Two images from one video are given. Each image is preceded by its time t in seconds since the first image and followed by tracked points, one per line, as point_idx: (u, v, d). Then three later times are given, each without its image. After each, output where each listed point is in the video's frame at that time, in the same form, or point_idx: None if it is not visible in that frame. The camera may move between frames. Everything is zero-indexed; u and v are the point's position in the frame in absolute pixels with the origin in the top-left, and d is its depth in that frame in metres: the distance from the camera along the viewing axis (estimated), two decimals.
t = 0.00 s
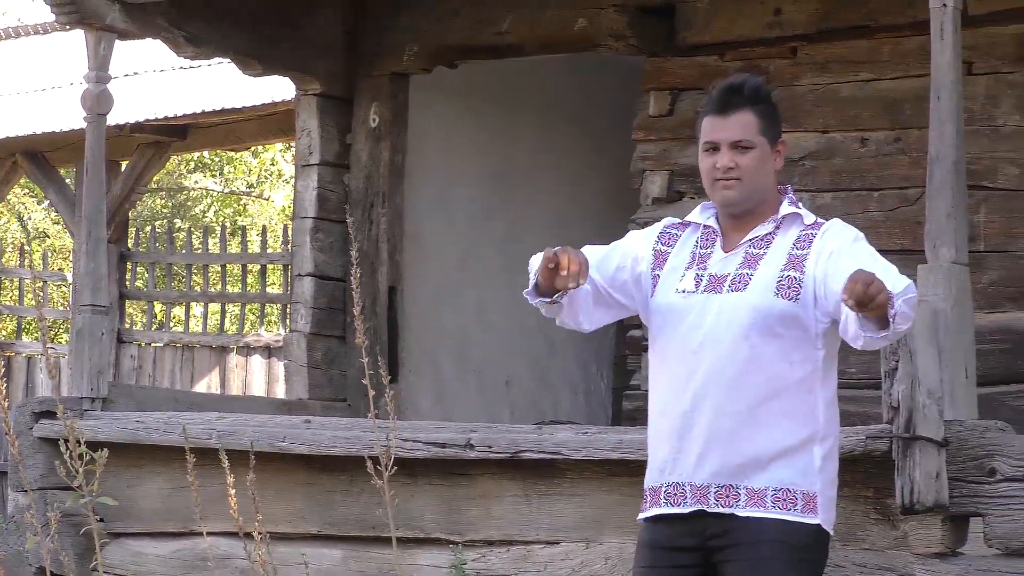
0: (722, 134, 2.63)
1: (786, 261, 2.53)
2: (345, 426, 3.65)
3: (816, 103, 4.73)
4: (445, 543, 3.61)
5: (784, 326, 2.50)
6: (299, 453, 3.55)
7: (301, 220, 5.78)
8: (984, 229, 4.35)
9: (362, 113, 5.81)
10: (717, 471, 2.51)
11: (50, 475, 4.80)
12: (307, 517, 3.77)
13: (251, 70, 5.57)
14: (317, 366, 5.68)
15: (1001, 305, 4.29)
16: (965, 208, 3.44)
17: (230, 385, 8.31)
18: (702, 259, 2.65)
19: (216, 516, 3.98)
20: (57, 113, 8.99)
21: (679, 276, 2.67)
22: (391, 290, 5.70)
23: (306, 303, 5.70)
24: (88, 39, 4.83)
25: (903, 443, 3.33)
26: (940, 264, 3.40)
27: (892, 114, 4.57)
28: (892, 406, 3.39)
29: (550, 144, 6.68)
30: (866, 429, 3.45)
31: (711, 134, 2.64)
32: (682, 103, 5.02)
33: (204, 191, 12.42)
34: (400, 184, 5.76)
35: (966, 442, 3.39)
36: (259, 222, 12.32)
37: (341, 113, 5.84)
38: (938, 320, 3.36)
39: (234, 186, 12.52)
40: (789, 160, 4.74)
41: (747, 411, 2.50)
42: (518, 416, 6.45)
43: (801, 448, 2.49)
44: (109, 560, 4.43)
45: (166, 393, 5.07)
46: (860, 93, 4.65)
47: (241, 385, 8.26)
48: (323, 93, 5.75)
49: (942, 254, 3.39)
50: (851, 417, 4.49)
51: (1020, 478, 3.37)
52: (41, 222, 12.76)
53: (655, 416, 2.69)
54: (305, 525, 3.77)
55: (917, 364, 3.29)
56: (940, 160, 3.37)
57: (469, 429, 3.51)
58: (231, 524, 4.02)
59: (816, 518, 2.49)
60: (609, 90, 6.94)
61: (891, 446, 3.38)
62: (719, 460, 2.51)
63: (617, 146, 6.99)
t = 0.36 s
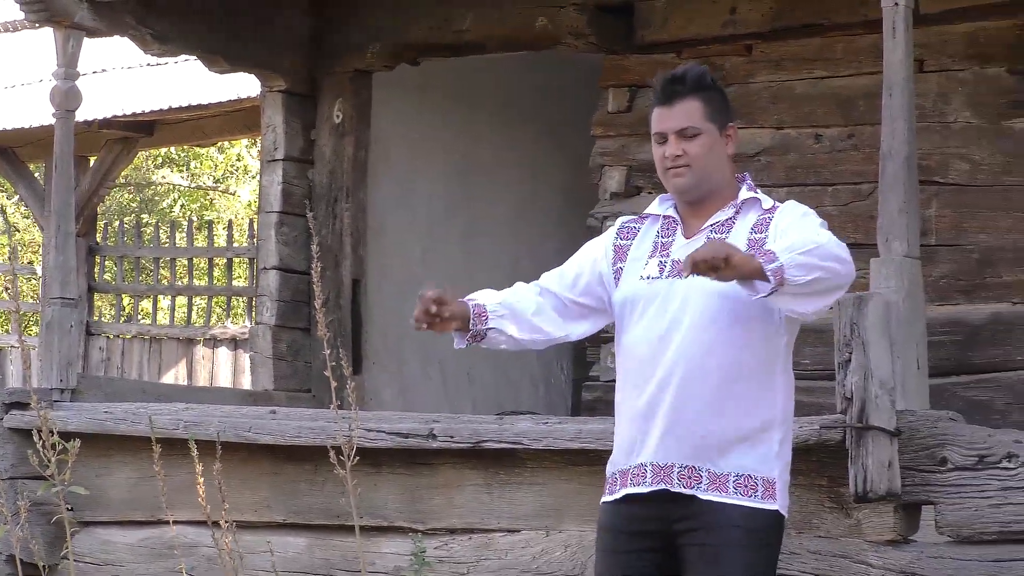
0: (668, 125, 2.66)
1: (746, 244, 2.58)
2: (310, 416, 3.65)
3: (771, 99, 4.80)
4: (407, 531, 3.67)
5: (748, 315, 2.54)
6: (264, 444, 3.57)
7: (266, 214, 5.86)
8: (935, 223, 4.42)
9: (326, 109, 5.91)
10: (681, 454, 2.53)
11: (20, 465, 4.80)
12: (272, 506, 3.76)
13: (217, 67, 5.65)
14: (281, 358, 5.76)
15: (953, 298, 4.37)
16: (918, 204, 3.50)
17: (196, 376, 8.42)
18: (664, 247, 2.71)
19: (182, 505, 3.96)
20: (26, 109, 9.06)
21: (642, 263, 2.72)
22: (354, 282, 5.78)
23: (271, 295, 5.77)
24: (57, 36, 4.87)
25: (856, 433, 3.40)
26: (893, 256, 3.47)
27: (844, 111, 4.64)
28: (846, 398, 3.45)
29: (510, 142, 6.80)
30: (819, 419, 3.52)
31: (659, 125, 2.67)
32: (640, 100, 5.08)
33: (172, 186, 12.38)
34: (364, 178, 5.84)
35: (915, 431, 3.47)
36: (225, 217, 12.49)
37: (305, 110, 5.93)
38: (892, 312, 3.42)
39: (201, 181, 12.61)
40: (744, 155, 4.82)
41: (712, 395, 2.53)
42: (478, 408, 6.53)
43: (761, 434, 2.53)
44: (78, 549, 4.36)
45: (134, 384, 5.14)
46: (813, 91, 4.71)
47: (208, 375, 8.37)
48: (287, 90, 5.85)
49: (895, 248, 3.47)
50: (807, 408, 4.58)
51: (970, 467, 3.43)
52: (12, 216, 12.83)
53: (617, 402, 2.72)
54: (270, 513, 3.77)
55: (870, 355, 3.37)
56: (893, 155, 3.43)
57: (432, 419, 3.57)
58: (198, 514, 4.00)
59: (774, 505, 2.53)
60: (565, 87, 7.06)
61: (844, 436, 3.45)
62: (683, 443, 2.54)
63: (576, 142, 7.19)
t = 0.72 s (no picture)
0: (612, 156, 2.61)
1: (702, 238, 2.60)
2: (281, 406, 3.70)
3: (732, 96, 4.90)
4: (375, 519, 3.73)
5: (704, 304, 2.57)
6: (234, 433, 3.62)
7: (238, 209, 5.92)
8: (893, 217, 4.50)
9: (297, 105, 5.97)
10: (643, 444, 2.57)
11: None
12: (243, 494, 3.79)
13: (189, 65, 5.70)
14: (253, 349, 5.81)
15: (910, 290, 4.45)
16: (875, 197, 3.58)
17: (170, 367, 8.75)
18: (627, 238, 2.73)
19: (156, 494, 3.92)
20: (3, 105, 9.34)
21: (607, 255, 2.75)
22: (325, 275, 5.85)
23: (242, 288, 5.83)
24: (32, 33, 4.96)
25: (815, 422, 3.46)
26: (852, 250, 3.55)
27: (804, 108, 4.75)
28: (804, 386, 3.52)
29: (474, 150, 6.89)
30: (780, 408, 3.58)
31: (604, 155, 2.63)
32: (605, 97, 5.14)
33: (145, 181, 12.85)
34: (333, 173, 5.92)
35: (874, 421, 3.57)
36: (198, 210, 12.83)
37: (276, 105, 6.00)
38: (850, 305, 3.50)
39: (174, 175, 13.09)
40: (705, 151, 4.91)
41: (671, 386, 2.56)
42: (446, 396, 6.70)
43: (722, 420, 2.56)
44: (52, 537, 4.26)
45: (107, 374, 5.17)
46: (772, 87, 4.82)
47: (181, 366, 8.65)
48: (258, 86, 5.88)
49: (852, 241, 3.54)
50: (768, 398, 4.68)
51: (927, 457, 3.51)
52: None
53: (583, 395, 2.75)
54: (241, 501, 3.79)
55: (830, 346, 3.44)
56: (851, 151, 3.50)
57: (400, 409, 3.63)
58: (172, 502, 3.96)
59: (738, 488, 2.55)
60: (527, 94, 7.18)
61: (804, 426, 3.51)
62: (645, 433, 2.57)
63: (538, 136, 7.31)
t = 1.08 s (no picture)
0: (562, 182, 2.62)
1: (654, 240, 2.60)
2: (255, 397, 3.78)
3: (696, 91, 4.99)
4: (347, 506, 3.80)
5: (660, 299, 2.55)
6: (207, 422, 3.68)
7: (211, 201, 5.97)
8: (852, 210, 4.59)
9: (269, 98, 6.04)
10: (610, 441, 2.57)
11: None
12: (216, 480, 3.85)
13: (164, 60, 5.76)
14: (226, 339, 5.86)
15: (870, 281, 4.55)
16: (836, 189, 3.65)
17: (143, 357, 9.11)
18: (587, 244, 2.74)
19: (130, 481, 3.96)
20: None
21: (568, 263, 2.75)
22: (296, 267, 5.94)
23: (215, 279, 5.88)
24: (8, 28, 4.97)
25: (777, 410, 3.52)
26: (812, 241, 3.62)
27: (766, 102, 4.85)
28: (766, 374, 3.57)
29: (445, 149, 7.01)
30: (743, 396, 3.64)
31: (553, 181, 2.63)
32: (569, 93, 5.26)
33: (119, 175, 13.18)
34: (305, 165, 6.02)
35: (834, 409, 3.62)
36: (170, 202, 13.41)
37: (249, 99, 6.06)
38: (811, 295, 3.56)
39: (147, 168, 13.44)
40: (670, 145, 5.00)
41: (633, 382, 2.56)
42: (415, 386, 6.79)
43: (687, 411, 2.54)
44: (29, 523, 4.30)
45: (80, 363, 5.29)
46: (737, 82, 4.91)
47: (155, 355, 9.04)
48: (231, 81, 5.95)
49: (814, 233, 3.62)
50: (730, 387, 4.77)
51: (887, 445, 3.60)
52: None
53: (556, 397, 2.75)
54: (214, 488, 3.85)
55: (790, 337, 3.50)
56: (811, 143, 3.58)
57: (371, 397, 3.70)
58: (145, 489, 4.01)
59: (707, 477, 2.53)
60: (499, 94, 7.30)
61: (766, 413, 3.57)
62: (611, 431, 2.57)
63: (508, 131, 7.42)
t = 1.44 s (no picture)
0: (536, 167, 2.64)
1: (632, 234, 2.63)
2: (228, 383, 3.83)
3: (662, 86, 5.10)
4: (320, 492, 3.88)
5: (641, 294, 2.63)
6: (183, 410, 3.76)
7: (186, 193, 6.03)
8: (815, 202, 4.67)
9: (242, 92, 6.09)
10: (590, 431, 2.61)
11: None
12: (191, 467, 3.93)
13: (139, 55, 5.82)
14: (200, 328, 5.94)
15: (832, 272, 4.62)
16: (798, 181, 3.74)
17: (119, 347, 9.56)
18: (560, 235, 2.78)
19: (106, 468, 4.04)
20: None
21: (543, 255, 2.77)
22: (270, 258, 6.02)
23: (190, 270, 5.96)
24: None
25: (741, 399, 3.59)
26: (776, 233, 3.69)
27: (729, 97, 4.97)
28: (728, 363, 3.64)
29: (416, 144, 7.12)
30: (707, 384, 3.71)
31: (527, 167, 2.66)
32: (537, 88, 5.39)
33: (95, 165, 13.20)
34: (278, 158, 6.10)
35: (797, 397, 3.71)
36: (148, 195, 13.33)
37: (223, 94, 6.12)
38: (774, 286, 3.63)
39: (123, 161, 13.50)
40: (635, 139, 5.12)
41: (614, 373, 2.62)
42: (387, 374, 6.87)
43: (665, 403, 2.61)
44: (7, 510, 4.34)
45: (58, 352, 5.21)
46: (701, 77, 5.03)
47: (130, 344, 9.21)
48: (206, 76, 5.99)
49: (777, 225, 3.70)
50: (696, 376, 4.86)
51: (847, 431, 3.68)
52: None
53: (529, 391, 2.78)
54: (189, 475, 3.93)
55: (753, 327, 3.56)
56: (775, 136, 3.66)
57: (343, 385, 3.78)
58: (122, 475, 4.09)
59: (682, 466, 2.60)
60: (470, 89, 7.41)
61: (729, 401, 3.65)
62: (592, 420, 2.61)
63: (480, 125, 7.50)
